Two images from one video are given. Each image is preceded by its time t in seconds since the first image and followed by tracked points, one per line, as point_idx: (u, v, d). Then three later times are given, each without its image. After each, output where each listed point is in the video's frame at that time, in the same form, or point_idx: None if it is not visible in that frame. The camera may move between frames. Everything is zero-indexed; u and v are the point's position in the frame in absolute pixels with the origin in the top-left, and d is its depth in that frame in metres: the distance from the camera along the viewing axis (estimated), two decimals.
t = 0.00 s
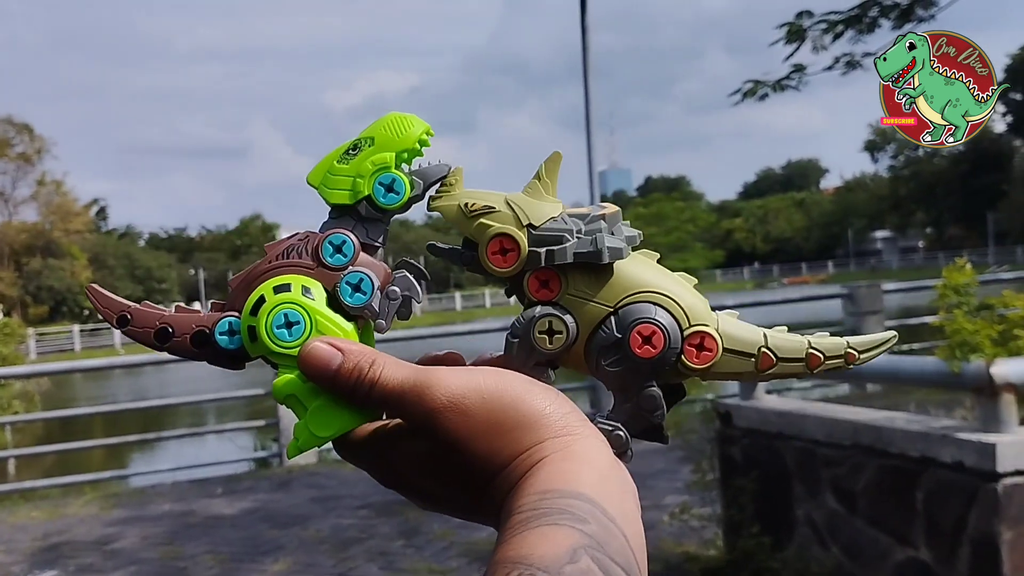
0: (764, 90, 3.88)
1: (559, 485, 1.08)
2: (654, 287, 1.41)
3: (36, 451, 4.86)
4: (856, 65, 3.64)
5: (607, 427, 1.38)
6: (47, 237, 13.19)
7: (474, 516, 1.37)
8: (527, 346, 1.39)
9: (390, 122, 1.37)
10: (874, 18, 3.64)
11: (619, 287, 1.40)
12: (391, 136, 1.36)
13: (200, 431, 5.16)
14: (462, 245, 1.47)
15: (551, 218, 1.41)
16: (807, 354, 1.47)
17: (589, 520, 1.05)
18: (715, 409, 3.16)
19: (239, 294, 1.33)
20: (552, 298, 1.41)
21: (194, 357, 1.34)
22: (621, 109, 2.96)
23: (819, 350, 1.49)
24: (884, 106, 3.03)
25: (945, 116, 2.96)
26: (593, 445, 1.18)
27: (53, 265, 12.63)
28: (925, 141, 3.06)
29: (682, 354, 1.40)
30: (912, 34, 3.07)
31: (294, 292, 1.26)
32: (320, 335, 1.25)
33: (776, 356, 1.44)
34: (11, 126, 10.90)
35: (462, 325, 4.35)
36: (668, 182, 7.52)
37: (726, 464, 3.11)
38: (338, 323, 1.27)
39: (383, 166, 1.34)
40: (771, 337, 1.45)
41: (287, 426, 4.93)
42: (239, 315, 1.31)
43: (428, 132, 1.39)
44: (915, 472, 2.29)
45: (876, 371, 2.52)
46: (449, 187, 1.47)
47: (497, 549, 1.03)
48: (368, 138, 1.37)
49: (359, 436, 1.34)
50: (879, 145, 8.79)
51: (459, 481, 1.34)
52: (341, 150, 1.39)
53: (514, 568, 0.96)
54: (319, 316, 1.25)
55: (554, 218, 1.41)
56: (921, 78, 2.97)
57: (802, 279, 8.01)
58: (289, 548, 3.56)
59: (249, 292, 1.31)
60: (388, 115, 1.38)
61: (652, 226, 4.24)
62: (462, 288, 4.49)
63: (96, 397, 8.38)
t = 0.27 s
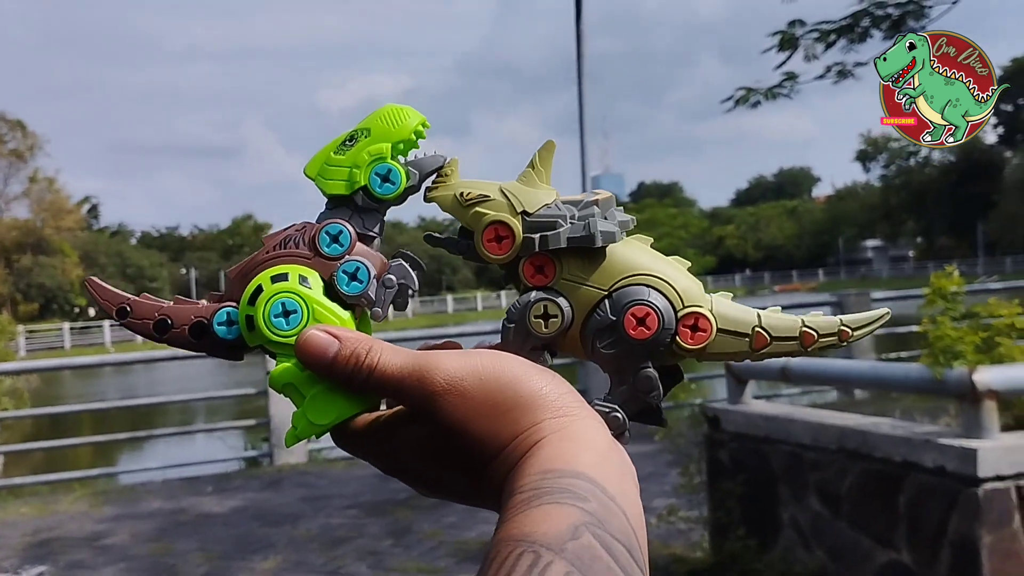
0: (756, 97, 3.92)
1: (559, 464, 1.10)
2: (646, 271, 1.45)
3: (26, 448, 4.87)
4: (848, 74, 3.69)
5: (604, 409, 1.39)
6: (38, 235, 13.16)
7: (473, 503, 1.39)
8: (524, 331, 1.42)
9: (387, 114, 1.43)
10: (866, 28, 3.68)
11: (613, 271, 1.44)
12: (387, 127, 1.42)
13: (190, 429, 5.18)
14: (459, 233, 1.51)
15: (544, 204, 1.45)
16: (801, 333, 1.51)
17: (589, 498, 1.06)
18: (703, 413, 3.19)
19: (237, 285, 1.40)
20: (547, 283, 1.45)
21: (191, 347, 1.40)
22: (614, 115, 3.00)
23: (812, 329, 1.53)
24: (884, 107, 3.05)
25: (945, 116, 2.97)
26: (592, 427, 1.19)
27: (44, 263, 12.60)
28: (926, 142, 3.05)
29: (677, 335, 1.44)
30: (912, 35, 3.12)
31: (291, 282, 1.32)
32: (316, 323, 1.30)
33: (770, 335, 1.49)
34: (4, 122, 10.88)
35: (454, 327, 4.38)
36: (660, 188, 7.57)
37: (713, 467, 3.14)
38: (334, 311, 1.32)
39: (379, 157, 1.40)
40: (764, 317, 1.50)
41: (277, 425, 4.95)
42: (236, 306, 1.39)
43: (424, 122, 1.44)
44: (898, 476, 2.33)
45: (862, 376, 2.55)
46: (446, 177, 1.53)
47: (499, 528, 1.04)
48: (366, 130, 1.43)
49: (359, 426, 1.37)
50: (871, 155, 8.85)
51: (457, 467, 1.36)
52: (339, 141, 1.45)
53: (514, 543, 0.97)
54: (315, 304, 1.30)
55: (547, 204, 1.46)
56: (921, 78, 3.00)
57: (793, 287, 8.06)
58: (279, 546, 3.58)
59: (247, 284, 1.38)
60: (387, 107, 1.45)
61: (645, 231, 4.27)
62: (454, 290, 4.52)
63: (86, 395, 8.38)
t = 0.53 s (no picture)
0: (758, 111, 3.96)
1: (548, 469, 1.13)
2: (637, 277, 1.47)
3: (23, 446, 4.89)
4: (849, 89, 3.72)
5: (593, 414, 1.43)
6: (41, 233, 13.20)
7: (459, 502, 1.42)
8: (514, 335, 1.45)
9: (381, 117, 1.43)
10: (867, 45, 3.71)
11: (602, 277, 1.46)
12: (381, 131, 1.42)
13: (187, 430, 5.20)
14: (450, 240, 1.53)
15: (535, 211, 1.47)
16: (788, 341, 1.56)
17: (578, 503, 1.09)
18: (696, 423, 3.22)
19: (229, 285, 1.39)
20: (538, 288, 1.47)
21: (181, 346, 1.39)
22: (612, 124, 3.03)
23: (799, 337, 1.57)
24: (884, 106, 3.11)
25: (944, 115, 3.00)
26: (580, 431, 1.22)
27: (45, 262, 12.63)
28: (926, 142, 3.06)
29: (666, 341, 1.45)
30: (912, 36, 3.19)
31: (281, 283, 1.33)
32: (304, 326, 1.31)
33: (758, 342, 1.51)
34: (9, 121, 10.92)
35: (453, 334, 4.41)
36: (661, 200, 7.61)
37: (706, 476, 3.17)
38: (324, 314, 1.33)
39: (373, 159, 1.39)
40: (753, 326, 1.52)
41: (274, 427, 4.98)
42: (226, 306, 1.38)
43: (419, 126, 1.44)
44: (886, 489, 2.36)
45: (854, 390, 2.58)
46: (437, 184, 1.55)
47: (488, 531, 1.07)
48: (359, 132, 1.43)
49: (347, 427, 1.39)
50: (872, 170, 8.89)
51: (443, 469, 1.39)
52: (332, 144, 1.44)
53: (505, 547, 1.00)
54: (305, 307, 1.31)
55: (538, 211, 1.47)
56: (921, 78, 3.06)
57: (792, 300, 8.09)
58: (274, 548, 3.60)
59: (237, 284, 1.38)
60: (379, 110, 1.44)
61: (644, 241, 4.31)
62: (454, 297, 4.55)
63: (84, 394, 8.41)
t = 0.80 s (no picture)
0: (760, 115, 3.98)
1: (546, 460, 1.14)
2: (639, 265, 1.49)
3: (23, 441, 4.91)
4: (850, 95, 3.74)
5: (593, 404, 1.49)
6: (42, 229, 13.22)
7: (463, 494, 1.44)
8: (514, 323, 1.48)
9: (380, 110, 1.50)
10: (868, 52, 3.73)
11: (604, 266, 1.49)
12: (380, 123, 1.49)
13: (186, 428, 5.23)
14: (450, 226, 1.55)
15: (535, 197, 1.49)
16: (793, 329, 1.57)
17: (575, 494, 1.10)
18: (693, 425, 3.24)
19: (227, 277, 1.44)
20: (538, 277, 1.50)
21: (181, 338, 1.45)
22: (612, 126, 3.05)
23: (806, 325, 1.59)
24: (885, 107, 3.14)
25: (944, 116, 3.02)
26: (581, 423, 1.23)
27: (46, 258, 12.65)
28: (926, 142, 3.09)
29: (667, 330, 1.49)
30: (912, 35, 3.20)
31: (283, 272, 1.37)
32: (306, 313, 1.35)
33: (763, 331, 1.54)
34: (12, 117, 10.93)
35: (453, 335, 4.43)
36: (662, 202, 7.63)
37: (703, 479, 3.19)
38: (326, 303, 1.37)
39: (372, 151, 1.46)
40: (758, 313, 1.55)
41: (273, 426, 5.00)
42: (226, 298, 1.43)
43: (417, 119, 1.51)
44: (881, 493, 2.38)
45: (851, 394, 2.59)
46: (436, 168, 1.55)
47: (485, 521, 1.08)
48: (358, 125, 1.50)
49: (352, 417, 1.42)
50: (873, 175, 8.91)
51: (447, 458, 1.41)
52: (331, 136, 1.51)
53: (500, 538, 1.02)
54: (306, 295, 1.36)
55: (538, 196, 1.49)
56: (921, 78, 3.08)
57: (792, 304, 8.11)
58: (273, 545, 3.62)
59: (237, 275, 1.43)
60: (378, 102, 1.51)
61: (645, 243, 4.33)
62: (454, 297, 4.57)
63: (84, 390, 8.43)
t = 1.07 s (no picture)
0: (760, 117, 3.99)
1: (540, 451, 1.15)
2: (644, 251, 1.39)
3: (23, 439, 4.92)
4: (850, 97, 3.75)
5: (591, 392, 1.41)
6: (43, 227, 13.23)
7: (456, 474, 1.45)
8: (512, 308, 1.38)
9: (379, 80, 1.39)
10: (868, 54, 3.74)
11: (607, 251, 1.38)
12: (379, 94, 1.39)
13: (186, 426, 5.23)
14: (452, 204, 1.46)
15: (540, 177, 1.40)
16: (801, 323, 1.48)
17: (568, 486, 1.12)
18: (692, 425, 3.24)
19: (225, 253, 1.37)
20: (539, 261, 1.39)
21: (179, 313, 1.38)
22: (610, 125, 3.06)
23: (813, 319, 1.50)
24: (885, 107, 3.16)
25: (945, 116, 3.03)
26: (576, 410, 1.24)
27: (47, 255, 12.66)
28: (926, 142, 3.10)
29: (671, 320, 1.39)
30: (912, 35, 3.21)
31: (277, 251, 1.30)
32: (300, 294, 1.28)
33: (768, 322, 1.46)
34: (13, 114, 10.94)
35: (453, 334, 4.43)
36: (663, 203, 7.66)
37: (701, 478, 3.19)
38: (321, 283, 1.30)
39: (370, 124, 1.36)
40: (764, 304, 1.46)
41: (273, 424, 5.00)
42: (221, 274, 1.35)
43: (418, 90, 1.41)
44: (878, 493, 2.39)
45: (849, 395, 2.60)
46: (443, 144, 1.47)
47: (478, 512, 1.10)
48: (357, 96, 1.39)
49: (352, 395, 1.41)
50: (873, 177, 8.92)
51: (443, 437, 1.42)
52: (330, 108, 1.41)
53: (493, 531, 1.03)
54: (300, 275, 1.29)
55: (543, 177, 1.40)
56: (921, 78, 3.10)
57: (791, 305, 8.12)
58: (272, 543, 3.63)
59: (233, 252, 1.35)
60: (378, 73, 1.40)
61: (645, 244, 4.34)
62: (454, 297, 4.57)
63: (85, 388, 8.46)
